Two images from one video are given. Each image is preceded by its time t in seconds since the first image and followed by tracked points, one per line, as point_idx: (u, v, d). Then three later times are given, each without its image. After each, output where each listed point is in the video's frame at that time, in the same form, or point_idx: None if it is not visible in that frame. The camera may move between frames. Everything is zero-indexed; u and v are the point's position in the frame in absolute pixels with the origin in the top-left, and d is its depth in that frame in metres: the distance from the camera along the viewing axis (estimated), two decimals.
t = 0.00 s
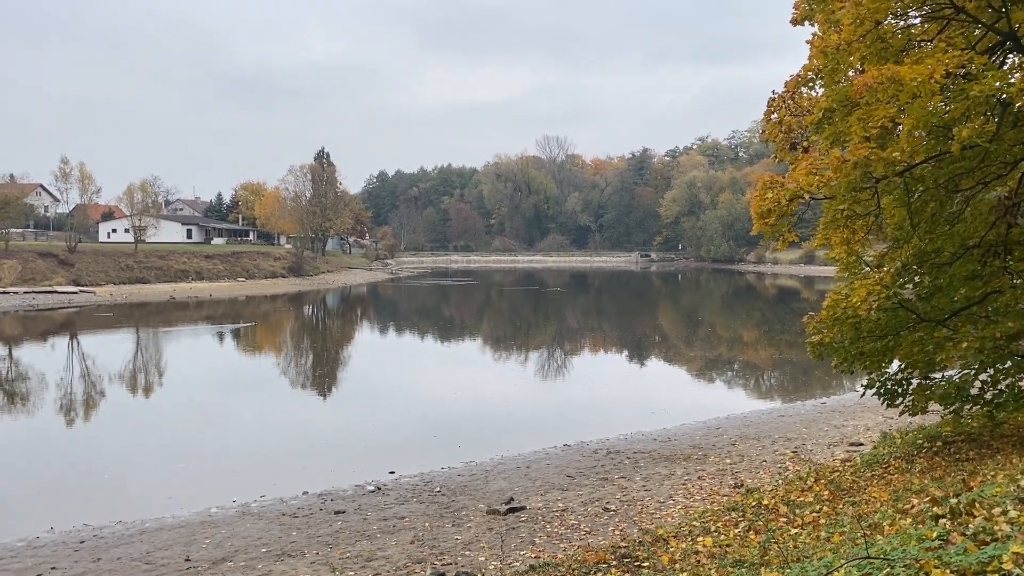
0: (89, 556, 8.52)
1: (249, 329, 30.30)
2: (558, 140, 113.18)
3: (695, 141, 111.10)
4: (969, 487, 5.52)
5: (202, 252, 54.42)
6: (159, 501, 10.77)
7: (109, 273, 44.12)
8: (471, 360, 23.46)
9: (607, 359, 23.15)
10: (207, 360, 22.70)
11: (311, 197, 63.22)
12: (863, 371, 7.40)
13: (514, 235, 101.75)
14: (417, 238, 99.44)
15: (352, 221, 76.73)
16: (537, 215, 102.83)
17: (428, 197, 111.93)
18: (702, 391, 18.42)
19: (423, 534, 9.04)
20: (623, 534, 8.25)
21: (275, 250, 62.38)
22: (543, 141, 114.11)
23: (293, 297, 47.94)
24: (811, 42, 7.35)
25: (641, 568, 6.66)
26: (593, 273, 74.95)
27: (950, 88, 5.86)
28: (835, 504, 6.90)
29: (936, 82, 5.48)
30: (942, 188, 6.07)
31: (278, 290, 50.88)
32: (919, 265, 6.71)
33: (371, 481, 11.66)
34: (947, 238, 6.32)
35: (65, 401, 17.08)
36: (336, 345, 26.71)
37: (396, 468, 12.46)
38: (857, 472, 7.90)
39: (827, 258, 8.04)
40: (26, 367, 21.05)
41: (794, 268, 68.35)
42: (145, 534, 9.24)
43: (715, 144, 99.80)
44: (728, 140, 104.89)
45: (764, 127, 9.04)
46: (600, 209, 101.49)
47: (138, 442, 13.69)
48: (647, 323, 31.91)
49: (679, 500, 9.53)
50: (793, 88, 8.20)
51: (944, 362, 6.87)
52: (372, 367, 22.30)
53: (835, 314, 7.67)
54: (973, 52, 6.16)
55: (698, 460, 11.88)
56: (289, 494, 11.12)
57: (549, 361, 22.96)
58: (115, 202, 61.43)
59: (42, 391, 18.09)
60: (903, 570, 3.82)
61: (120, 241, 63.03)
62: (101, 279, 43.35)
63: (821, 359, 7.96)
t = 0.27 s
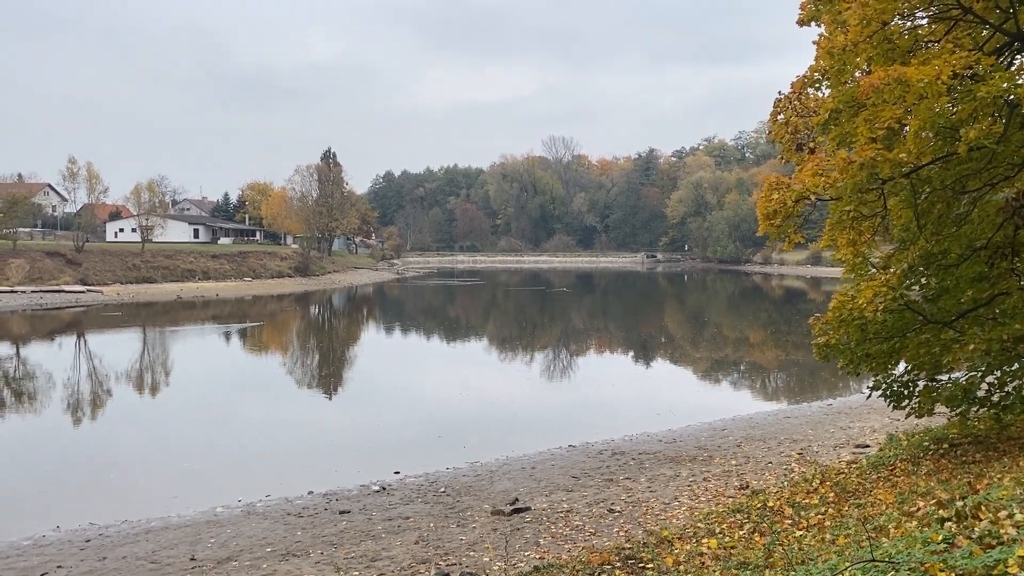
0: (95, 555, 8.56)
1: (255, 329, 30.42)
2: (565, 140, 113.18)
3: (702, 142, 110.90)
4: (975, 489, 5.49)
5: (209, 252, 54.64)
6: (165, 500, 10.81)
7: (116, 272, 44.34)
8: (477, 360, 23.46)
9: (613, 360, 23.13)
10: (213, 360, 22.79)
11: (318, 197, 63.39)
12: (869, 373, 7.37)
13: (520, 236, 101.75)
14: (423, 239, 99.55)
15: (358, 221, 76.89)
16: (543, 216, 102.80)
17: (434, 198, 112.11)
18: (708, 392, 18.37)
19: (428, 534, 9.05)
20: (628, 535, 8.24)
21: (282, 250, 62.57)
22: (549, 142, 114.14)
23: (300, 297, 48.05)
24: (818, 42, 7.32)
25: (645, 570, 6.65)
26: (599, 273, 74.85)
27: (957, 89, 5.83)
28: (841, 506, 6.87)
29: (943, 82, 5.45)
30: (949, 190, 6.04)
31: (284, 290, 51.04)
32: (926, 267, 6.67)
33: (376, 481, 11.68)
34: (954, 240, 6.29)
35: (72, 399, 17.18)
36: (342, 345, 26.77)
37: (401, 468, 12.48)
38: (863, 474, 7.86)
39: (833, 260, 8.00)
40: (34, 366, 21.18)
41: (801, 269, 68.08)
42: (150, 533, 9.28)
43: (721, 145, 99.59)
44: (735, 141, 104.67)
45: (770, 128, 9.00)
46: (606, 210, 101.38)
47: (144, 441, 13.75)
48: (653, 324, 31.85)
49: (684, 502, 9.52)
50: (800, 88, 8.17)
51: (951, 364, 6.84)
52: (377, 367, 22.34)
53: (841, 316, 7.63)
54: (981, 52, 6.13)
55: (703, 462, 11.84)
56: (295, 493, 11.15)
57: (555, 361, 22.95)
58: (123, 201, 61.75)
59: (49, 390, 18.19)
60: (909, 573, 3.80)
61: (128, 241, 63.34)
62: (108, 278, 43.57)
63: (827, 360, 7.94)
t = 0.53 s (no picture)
0: (104, 553, 8.63)
1: (265, 328, 30.57)
2: (574, 140, 113.08)
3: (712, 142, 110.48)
4: (985, 492, 5.44)
5: (219, 251, 54.97)
6: (173, 499, 10.88)
7: (127, 272, 44.68)
8: (485, 360, 23.48)
9: (622, 360, 23.09)
10: (223, 359, 22.92)
11: (328, 197, 63.63)
12: (878, 374, 7.32)
13: (529, 235, 101.74)
14: (432, 238, 99.72)
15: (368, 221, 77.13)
16: (552, 215, 102.75)
17: (443, 198, 112.33)
18: (717, 393, 18.31)
19: (436, 534, 9.06)
20: (636, 536, 8.22)
21: (292, 250, 62.85)
22: (559, 142, 114.10)
23: (310, 296, 48.25)
24: (827, 42, 7.27)
25: (652, 571, 6.62)
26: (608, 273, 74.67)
27: (968, 89, 5.77)
28: (849, 508, 6.83)
29: (953, 83, 5.40)
30: (960, 190, 5.98)
31: (294, 289, 51.26)
32: (936, 268, 6.61)
33: (384, 480, 11.72)
34: (964, 240, 6.24)
35: (83, 398, 17.33)
36: (351, 345, 26.86)
37: (409, 467, 12.51)
38: (872, 476, 7.80)
39: (842, 260, 7.95)
40: (46, 365, 21.38)
41: (811, 270, 67.71)
42: (159, 532, 9.34)
43: (732, 145, 99.14)
44: (745, 141, 104.21)
45: (780, 128, 8.96)
46: (615, 210, 101.19)
47: (154, 439, 13.84)
48: (663, 324, 31.75)
49: (692, 503, 9.49)
50: (809, 88, 8.12)
51: (961, 365, 6.78)
52: (386, 366, 22.40)
53: (851, 317, 7.57)
54: (993, 52, 6.07)
55: (712, 463, 11.80)
56: (303, 492, 11.19)
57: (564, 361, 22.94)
58: (134, 201, 62.21)
59: (61, 388, 18.36)
60: None
61: (139, 240, 63.82)
62: (119, 278, 43.90)
63: (836, 361, 7.88)
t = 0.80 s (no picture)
0: (117, 550, 8.73)
1: (278, 327, 30.75)
2: (587, 140, 112.97)
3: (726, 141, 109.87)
4: (998, 495, 5.37)
5: (233, 251, 55.38)
6: (186, 496, 10.99)
7: (142, 271, 45.12)
8: (497, 359, 23.47)
9: (634, 360, 23.03)
10: (236, 358, 23.11)
11: (341, 196, 63.94)
12: (892, 375, 7.23)
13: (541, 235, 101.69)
14: (445, 238, 99.90)
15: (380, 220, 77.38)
16: (565, 215, 102.62)
17: (455, 197, 112.55)
18: (729, 393, 18.22)
19: (446, 533, 9.08)
20: (646, 537, 8.20)
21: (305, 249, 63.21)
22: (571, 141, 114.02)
23: (322, 295, 48.50)
24: (840, 41, 7.19)
25: (662, 572, 6.61)
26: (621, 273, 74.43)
27: (982, 88, 5.69)
28: (861, 510, 6.77)
29: (965, 82, 5.33)
30: (974, 189, 5.91)
31: (307, 288, 51.56)
32: (950, 267, 6.53)
33: (395, 479, 11.75)
34: (979, 240, 6.14)
35: (97, 396, 17.51)
36: (363, 344, 26.96)
37: (420, 466, 12.54)
38: (885, 478, 7.73)
39: (855, 261, 7.87)
40: (61, 363, 21.63)
41: (826, 269, 67.16)
42: (171, 530, 9.44)
43: (745, 144, 98.50)
44: (759, 140, 103.58)
45: (792, 128, 8.90)
46: (628, 209, 100.85)
47: (167, 438, 13.97)
48: (675, 324, 31.60)
49: (703, 503, 9.44)
50: (822, 87, 8.06)
51: (975, 367, 6.69)
52: (398, 365, 22.47)
53: (863, 317, 7.49)
54: (1008, 50, 5.99)
55: (723, 464, 11.73)
56: (314, 491, 11.26)
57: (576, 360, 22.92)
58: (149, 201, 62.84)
59: (76, 386, 18.58)
60: None
61: (154, 239, 64.43)
62: (134, 276, 44.34)
63: (848, 362, 7.81)
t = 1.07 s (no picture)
0: (131, 547, 8.83)
1: (292, 325, 30.95)
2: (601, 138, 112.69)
3: (741, 139, 109.08)
4: (1014, 497, 5.30)
5: (248, 249, 55.82)
6: (200, 493, 11.08)
7: (158, 269, 45.59)
8: (511, 358, 23.49)
9: (648, 359, 22.93)
10: (251, 355, 23.30)
11: (355, 195, 64.23)
12: (907, 376, 7.14)
13: (555, 234, 101.56)
14: (458, 236, 100.07)
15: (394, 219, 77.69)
16: (579, 214, 102.43)
17: (469, 196, 112.72)
18: (744, 393, 18.09)
19: (457, 532, 9.10)
20: (658, 537, 8.16)
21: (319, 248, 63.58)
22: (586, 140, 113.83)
23: (337, 294, 48.76)
24: (856, 38, 7.10)
25: (672, 573, 6.57)
26: (635, 272, 74.13)
27: (1000, 86, 5.60)
28: (875, 511, 6.70)
29: (983, 79, 5.24)
30: (991, 188, 5.81)
31: (321, 286, 51.84)
32: (967, 267, 6.42)
33: (407, 477, 11.79)
34: (996, 239, 6.00)
35: (113, 393, 17.73)
36: (377, 342, 27.07)
37: (432, 464, 12.57)
38: (899, 479, 7.65)
39: (870, 260, 7.77)
40: (78, 360, 21.91)
41: (842, 269, 66.49)
42: (185, 527, 9.53)
43: (761, 142, 97.72)
44: (775, 138, 102.70)
45: (807, 126, 8.81)
46: (642, 208, 100.46)
47: (181, 435, 14.10)
48: (690, 323, 31.41)
49: (716, 504, 9.38)
50: (837, 85, 7.97)
51: (992, 367, 6.58)
52: (412, 363, 22.54)
53: (878, 317, 7.39)
54: None
55: (737, 464, 11.65)
56: (327, 488, 11.32)
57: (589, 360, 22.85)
58: (166, 200, 63.47)
59: (92, 383, 18.82)
60: None
61: (171, 238, 65.09)
62: (150, 275, 44.83)
63: (863, 363, 7.73)
